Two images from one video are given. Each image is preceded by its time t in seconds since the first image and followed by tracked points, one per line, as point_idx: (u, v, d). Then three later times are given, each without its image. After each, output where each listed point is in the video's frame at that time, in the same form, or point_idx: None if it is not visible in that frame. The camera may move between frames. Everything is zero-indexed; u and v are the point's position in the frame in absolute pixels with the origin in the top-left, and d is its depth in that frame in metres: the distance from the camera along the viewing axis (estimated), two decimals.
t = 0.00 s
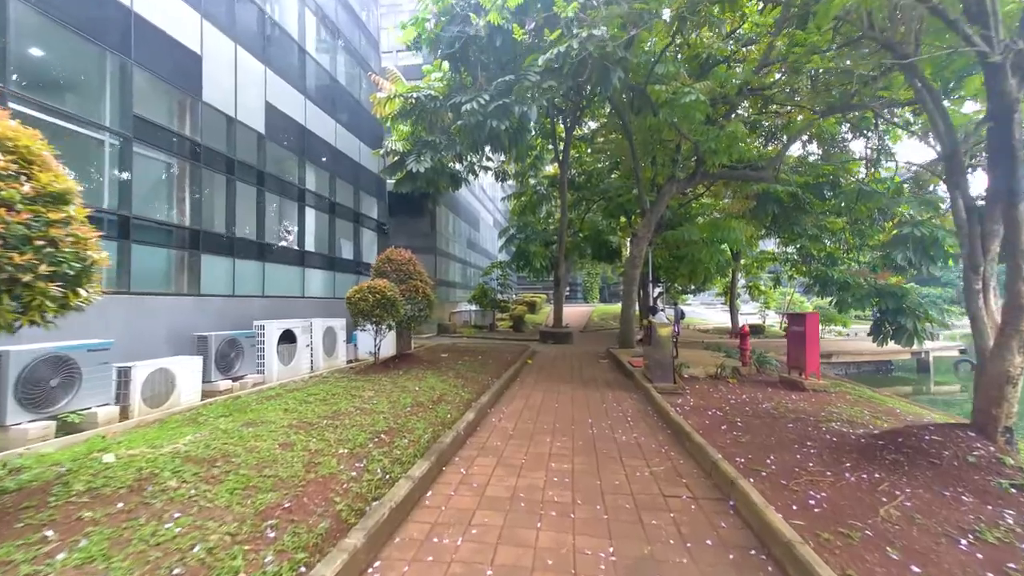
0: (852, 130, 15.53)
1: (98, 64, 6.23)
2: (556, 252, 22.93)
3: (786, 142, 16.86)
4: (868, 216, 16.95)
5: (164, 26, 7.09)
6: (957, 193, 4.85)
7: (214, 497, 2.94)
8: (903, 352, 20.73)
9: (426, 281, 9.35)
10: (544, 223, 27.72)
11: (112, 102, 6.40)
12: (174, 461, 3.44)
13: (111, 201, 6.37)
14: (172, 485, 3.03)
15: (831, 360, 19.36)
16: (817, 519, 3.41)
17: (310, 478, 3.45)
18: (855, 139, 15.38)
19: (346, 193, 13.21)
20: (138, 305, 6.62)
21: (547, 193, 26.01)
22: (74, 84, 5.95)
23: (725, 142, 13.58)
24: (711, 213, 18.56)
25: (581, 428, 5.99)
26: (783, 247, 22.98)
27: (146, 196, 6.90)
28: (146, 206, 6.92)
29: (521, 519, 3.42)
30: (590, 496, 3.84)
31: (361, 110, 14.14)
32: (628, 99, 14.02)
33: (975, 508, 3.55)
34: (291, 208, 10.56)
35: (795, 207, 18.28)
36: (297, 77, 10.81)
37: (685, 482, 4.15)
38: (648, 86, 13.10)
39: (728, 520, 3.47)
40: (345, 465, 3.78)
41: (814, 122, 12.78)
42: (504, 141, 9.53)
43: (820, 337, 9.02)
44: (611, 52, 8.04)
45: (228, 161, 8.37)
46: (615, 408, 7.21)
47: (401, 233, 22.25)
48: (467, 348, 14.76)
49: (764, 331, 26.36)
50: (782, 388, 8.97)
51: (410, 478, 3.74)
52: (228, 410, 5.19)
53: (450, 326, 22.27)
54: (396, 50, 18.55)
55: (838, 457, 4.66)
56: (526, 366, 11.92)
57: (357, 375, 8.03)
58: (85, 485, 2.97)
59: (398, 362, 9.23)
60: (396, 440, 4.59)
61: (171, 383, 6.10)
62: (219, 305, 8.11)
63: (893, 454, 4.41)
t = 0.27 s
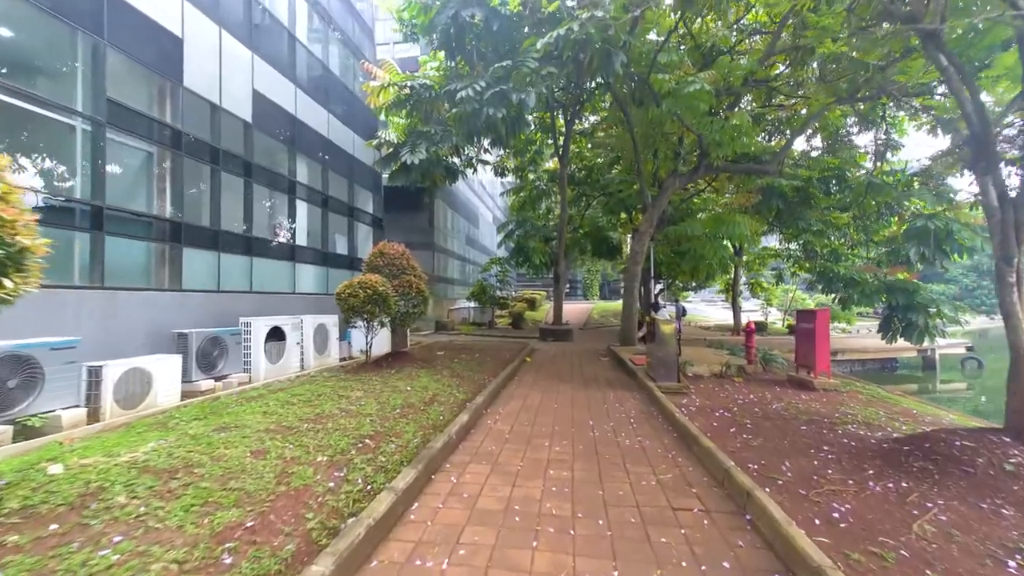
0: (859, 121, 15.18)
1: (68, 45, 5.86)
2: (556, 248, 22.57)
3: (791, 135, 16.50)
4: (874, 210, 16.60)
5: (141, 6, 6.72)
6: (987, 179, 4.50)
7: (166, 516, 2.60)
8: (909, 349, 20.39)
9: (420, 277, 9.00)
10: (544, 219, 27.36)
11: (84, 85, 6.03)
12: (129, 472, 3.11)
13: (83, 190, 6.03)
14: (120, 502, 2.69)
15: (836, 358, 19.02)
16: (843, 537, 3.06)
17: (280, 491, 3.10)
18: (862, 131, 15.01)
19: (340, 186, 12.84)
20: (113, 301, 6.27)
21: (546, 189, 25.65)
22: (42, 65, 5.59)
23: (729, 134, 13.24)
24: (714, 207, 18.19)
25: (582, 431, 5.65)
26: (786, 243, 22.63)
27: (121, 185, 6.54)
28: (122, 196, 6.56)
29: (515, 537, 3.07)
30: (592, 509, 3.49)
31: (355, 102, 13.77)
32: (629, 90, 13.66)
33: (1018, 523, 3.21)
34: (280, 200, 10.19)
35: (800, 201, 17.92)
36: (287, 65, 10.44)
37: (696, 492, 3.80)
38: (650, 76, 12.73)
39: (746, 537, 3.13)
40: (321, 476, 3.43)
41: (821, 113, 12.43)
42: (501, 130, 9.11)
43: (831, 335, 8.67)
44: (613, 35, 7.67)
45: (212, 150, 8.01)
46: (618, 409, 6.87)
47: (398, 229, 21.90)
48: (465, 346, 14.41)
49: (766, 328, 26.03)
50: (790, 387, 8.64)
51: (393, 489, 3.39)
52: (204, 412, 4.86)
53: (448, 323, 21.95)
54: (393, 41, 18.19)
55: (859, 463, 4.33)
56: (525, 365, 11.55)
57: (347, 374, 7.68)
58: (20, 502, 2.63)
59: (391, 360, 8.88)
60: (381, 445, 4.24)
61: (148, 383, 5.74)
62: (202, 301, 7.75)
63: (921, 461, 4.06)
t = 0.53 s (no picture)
0: (866, 117, 14.83)
1: (34, 29, 5.48)
2: (556, 246, 22.23)
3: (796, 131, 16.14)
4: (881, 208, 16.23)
5: None
6: None
7: (100, 557, 2.24)
8: (915, 350, 20.05)
9: (414, 277, 8.65)
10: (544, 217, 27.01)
11: (52, 72, 5.65)
12: (70, 501, 2.75)
13: (52, 184, 5.67)
14: (50, 540, 2.34)
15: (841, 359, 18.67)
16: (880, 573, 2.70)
17: (242, 521, 2.73)
18: (868, 127, 14.67)
19: (333, 183, 12.48)
20: (85, 303, 5.91)
21: (546, 187, 25.30)
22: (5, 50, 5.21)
23: (734, 129, 12.89)
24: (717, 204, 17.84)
25: (583, 442, 5.28)
26: (790, 241, 22.29)
27: (94, 180, 6.17)
28: (94, 191, 6.20)
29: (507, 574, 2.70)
30: (595, 538, 3.12)
31: (349, 96, 13.40)
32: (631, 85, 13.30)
33: None
34: (269, 197, 9.82)
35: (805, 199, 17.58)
36: (276, 56, 10.06)
37: (710, 516, 3.43)
38: (653, 69, 12.36)
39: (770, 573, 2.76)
40: (292, 501, 3.06)
41: (829, 107, 12.08)
42: (498, 122, 8.70)
43: (843, 337, 8.31)
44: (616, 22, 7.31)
45: (195, 143, 7.64)
46: (621, 416, 6.51)
47: (395, 227, 21.53)
48: (463, 347, 14.04)
49: (769, 328, 25.69)
50: (799, 391, 8.30)
51: (372, 516, 3.02)
52: (176, 423, 4.51)
53: (446, 323, 21.61)
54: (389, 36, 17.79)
55: (885, 480, 3.97)
56: (524, 367, 11.17)
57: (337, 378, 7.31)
58: None
59: (384, 363, 8.51)
60: (364, 462, 3.87)
61: (119, 391, 5.35)
62: (184, 302, 7.39)
63: (956, 480, 3.71)
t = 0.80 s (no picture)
0: (874, 110, 14.45)
1: None
2: (557, 244, 21.84)
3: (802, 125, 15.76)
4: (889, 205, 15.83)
5: None
6: None
7: None
8: (922, 349, 19.67)
9: (407, 274, 8.25)
10: (544, 215, 26.63)
11: (15, 53, 5.25)
12: None
13: (15, 174, 5.27)
14: None
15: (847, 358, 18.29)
16: None
17: (192, 556, 2.34)
18: (877, 120, 14.29)
19: (325, 177, 12.08)
20: (51, 301, 5.51)
21: (546, 183, 24.91)
22: None
23: (740, 122, 12.49)
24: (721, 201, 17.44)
25: (586, 450, 4.89)
26: (794, 239, 21.91)
27: (61, 169, 5.77)
28: (63, 181, 5.81)
29: None
30: (603, 569, 2.72)
31: (342, 88, 13.00)
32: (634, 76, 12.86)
33: None
34: (257, 190, 9.43)
35: (811, 195, 17.17)
36: (265, 43, 9.66)
37: (732, 542, 3.04)
38: (657, 60, 11.92)
39: None
40: (255, 528, 2.67)
41: (838, 100, 11.68)
42: (495, 111, 8.28)
43: (858, 338, 7.93)
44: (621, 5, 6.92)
45: (174, 133, 7.24)
46: (624, 421, 6.13)
47: (392, 224, 21.14)
48: (461, 347, 13.66)
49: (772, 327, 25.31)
50: (812, 394, 7.93)
51: (347, 545, 2.62)
52: (141, 433, 4.13)
53: (444, 322, 21.23)
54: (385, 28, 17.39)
55: (923, 498, 3.59)
56: (523, 368, 10.77)
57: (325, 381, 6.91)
58: None
59: (377, 364, 8.12)
60: (343, 478, 3.48)
61: (86, 397, 4.99)
62: (162, 300, 6.99)
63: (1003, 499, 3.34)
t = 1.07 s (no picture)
0: (883, 105, 14.09)
1: None
2: (557, 242, 21.47)
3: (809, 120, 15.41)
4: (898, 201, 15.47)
5: None
6: None
7: None
8: (929, 350, 19.31)
9: (402, 272, 7.90)
10: (544, 213, 26.26)
11: None
12: None
13: None
14: None
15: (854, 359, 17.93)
16: None
17: None
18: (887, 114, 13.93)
19: (318, 172, 11.71)
20: (17, 300, 5.15)
21: (546, 181, 24.55)
22: None
23: (747, 116, 12.12)
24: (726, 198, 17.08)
25: (591, 462, 4.53)
26: (798, 237, 21.54)
27: (29, 159, 5.40)
28: (31, 172, 5.44)
29: None
30: None
31: (336, 80, 12.63)
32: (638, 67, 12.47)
33: None
34: (246, 185, 9.07)
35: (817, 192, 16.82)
36: (254, 32, 9.29)
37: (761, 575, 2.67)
38: (663, 50, 11.54)
39: None
40: (213, 563, 2.30)
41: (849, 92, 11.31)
42: (494, 101, 7.92)
43: (875, 339, 7.59)
44: None
45: (155, 122, 6.88)
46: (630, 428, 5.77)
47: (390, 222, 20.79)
48: (460, 347, 13.31)
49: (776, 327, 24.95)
50: (826, 398, 7.57)
51: None
52: (103, 445, 3.76)
53: (443, 322, 20.89)
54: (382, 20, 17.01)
55: (968, 520, 3.24)
56: (524, 370, 10.41)
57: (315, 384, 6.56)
58: None
59: (371, 366, 7.76)
60: (322, 498, 3.11)
61: (53, 405, 4.61)
62: (142, 299, 6.63)
63: None
